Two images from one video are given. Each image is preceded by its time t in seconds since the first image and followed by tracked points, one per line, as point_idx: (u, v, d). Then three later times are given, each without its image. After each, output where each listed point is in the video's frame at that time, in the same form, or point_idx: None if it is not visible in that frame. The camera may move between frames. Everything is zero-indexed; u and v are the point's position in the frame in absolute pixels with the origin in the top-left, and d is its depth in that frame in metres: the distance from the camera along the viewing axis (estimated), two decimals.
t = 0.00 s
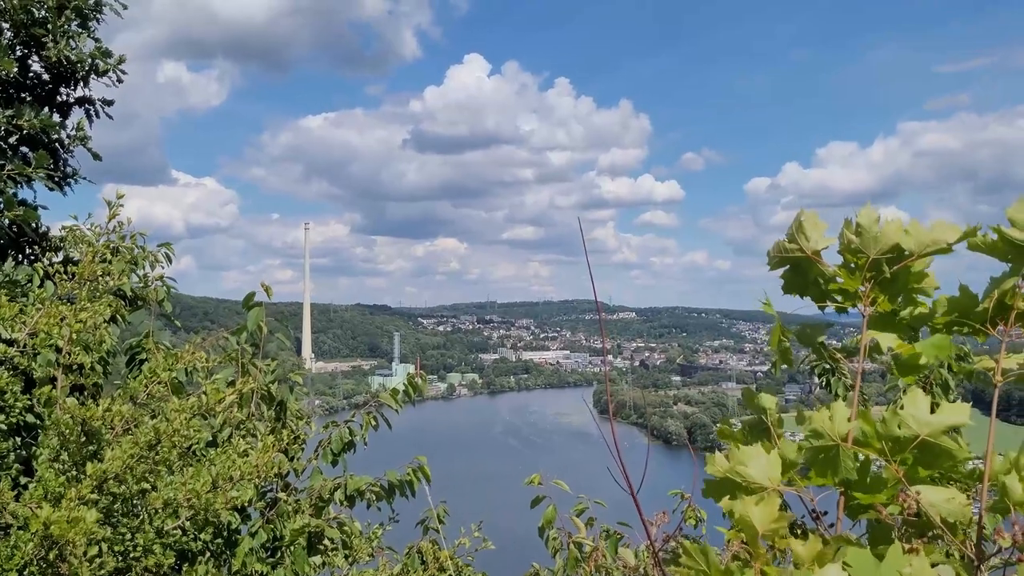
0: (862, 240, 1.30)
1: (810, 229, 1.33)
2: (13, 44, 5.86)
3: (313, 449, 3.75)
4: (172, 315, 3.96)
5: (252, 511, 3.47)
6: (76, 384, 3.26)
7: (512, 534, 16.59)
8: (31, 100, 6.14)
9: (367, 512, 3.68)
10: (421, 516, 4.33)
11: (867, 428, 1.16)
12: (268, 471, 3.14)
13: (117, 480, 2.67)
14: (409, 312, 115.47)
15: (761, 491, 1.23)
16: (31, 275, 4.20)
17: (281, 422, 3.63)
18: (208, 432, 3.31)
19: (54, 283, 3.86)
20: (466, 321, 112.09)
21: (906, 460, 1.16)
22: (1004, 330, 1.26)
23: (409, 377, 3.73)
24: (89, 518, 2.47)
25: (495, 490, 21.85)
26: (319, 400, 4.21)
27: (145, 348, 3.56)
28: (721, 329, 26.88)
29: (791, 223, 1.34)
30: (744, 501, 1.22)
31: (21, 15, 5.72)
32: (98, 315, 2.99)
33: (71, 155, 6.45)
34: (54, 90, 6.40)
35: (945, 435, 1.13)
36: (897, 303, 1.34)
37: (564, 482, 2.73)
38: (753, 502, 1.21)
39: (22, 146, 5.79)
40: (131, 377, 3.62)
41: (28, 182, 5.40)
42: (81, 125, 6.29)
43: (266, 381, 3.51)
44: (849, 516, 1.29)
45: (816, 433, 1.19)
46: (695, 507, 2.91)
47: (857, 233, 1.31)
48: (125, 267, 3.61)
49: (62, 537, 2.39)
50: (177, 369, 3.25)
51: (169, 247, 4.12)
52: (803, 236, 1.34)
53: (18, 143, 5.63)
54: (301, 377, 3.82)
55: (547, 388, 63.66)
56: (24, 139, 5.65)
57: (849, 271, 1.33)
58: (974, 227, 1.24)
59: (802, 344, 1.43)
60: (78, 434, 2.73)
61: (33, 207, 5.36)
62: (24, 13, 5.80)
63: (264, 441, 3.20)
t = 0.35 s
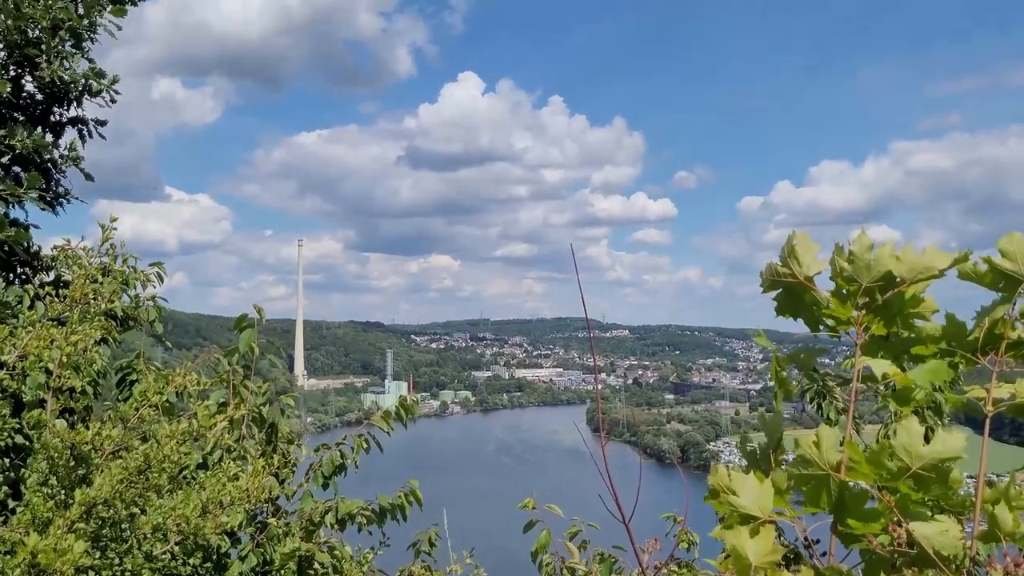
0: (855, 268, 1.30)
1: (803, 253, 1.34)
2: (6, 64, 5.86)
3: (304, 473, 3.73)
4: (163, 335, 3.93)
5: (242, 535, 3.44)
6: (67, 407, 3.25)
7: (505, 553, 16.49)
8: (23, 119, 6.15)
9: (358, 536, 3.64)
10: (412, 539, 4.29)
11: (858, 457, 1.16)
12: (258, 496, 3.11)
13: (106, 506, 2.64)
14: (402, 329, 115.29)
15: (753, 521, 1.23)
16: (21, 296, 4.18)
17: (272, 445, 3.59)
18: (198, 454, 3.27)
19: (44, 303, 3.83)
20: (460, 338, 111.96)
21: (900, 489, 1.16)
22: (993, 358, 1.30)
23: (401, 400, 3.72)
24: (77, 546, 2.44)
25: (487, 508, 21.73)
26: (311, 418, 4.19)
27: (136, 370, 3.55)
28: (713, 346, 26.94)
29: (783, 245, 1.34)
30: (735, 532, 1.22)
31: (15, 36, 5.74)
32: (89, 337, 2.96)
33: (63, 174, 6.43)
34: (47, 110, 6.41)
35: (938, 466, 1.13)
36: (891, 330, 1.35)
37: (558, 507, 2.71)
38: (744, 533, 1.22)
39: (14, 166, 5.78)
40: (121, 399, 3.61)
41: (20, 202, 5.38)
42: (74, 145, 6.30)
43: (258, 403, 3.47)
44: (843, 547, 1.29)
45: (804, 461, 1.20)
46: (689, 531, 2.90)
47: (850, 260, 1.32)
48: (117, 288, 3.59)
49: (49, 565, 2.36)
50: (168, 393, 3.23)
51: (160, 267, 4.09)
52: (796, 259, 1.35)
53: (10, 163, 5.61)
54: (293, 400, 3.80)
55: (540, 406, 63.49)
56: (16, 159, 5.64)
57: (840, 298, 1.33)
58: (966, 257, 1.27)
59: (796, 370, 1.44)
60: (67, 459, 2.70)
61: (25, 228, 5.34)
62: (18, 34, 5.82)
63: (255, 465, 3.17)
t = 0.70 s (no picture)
0: (846, 300, 1.31)
1: (790, 286, 1.34)
2: (5, 89, 5.90)
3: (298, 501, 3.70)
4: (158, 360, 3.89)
5: (236, 563, 3.41)
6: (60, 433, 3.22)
7: None
8: (20, 144, 6.19)
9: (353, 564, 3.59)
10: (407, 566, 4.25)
11: (852, 493, 1.16)
12: (252, 524, 3.09)
13: (99, 535, 2.61)
14: (397, 350, 114.92)
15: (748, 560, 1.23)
16: (15, 321, 4.17)
17: (266, 472, 3.56)
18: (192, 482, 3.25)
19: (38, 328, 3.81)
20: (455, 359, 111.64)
21: (894, 523, 1.16)
22: (989, 393, 1.34)
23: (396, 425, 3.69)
24: None
25: (483, 531, 21.57)
26: (305, 439, 4.17)
27: (131, 396, 3.55)
28: (710, 367, 26.94)
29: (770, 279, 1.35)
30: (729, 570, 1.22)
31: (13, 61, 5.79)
32: (83, 363, 2.94)
33: (60, 199, 6.45)
34: (44, 135, 6.45)
35: (931, 500, 1.13)
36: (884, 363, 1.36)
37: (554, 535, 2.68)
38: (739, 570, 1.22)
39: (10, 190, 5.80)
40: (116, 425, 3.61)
41: (16, 226, 5.39)
42: (70, 169, 6.32)
43: (252, 430, 3.44)
44: None
45: (797, 497, 1.20)
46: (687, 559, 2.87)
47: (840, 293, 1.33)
48: (113, 313, 3.57)
49: None
50: (162, 420, 3.20)
51: (156, 291, 4.07)
52: (783, 293, 1.35)
53: (7, 188, 5.63)
54: (287, 428, 3.72)
55: (536, 427, 63.22)
56: (13, 183, 5.65)
57: (829, 331, 1.34)
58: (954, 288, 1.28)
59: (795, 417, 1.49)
60: (61, 487, 2.68)
61: (20, 251, 5.34)
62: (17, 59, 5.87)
63: (249, 493, 3.15)
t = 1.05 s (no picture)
0: (830, 333, 1.32)
1: (766, 321, 1.37)
2: (6, 115, 5.95)
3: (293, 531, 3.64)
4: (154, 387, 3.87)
5: None
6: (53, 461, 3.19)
7: None
8: (19, 170, 6.22)
9: None
10: None
11: (848, 529, 1.16)
12: (248, 554, 3.06)
13: (95, 566, 2.59)
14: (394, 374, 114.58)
15: None
16: (11, 348, 4.16)
17: (262, 500, 3.53)
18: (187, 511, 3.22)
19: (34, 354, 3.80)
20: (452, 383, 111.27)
21: (892, 559, 1.15)
22: (986, 428, 1.38)
23: (393, 452, 3.67)
24: None
25: (481, 557, 21.36)
26: (300, 463, 4.14)
27: (126, 422, 3.50)
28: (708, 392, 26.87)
29: (746, 317, 1.37)
30: None
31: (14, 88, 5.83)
32: (81, 390, 2.92)
33: (58, 224, 6.46)
34: (44, 161, 6.49)
35: (927, 534, 1.11)
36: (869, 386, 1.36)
37: (553, 563, 2.65)
38: None
39: (9, 215, 5.81)
40: (111, 452, 3.55)
41: (14, 253, 5.39)
42: (70, 195, 6.34)
43: (248, 458, 3.41)
44: None
45: (792, 533, 1.19)
46: None
47: (825, 324, 1.33)
48: (110, 340, 3.56)
49: None
50: (159, 448, 3.17)
51: (154, 317, 4.06)
52: (760, 329, 1.38)
53: (5, 214, 5.64)
54: (284, 455, 3.68)
55: (534, 452, 62.82)
56: (12, 210, 5.67)
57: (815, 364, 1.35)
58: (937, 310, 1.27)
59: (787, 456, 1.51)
60: (56, 517, 2.65)
61: (17, 277, 5.34)
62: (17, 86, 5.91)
63: (245, 523, 3.12)
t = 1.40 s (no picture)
0: (844, 364, 1.43)
1: (771, 352, 1.43)
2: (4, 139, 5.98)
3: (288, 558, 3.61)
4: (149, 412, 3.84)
5: None
6: (48, 488, 3.18)
7: None
8: (17, 193, 6.24)
9: None
10: None
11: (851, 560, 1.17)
12: None
13: None
14: (389, 396, 114.04)
15: None
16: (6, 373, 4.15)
17: (257, 527, 3.49)
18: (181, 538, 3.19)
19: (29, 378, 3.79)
20: (447, 406, 110.79)
21: None
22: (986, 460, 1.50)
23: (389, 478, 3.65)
24: None
25: None
26: (296, 485, 4.12)
27: (120, 447, 3.48)
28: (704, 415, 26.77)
29: (753, 347, 1.41)
30: None
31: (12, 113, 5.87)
32: (76, 416, 2.91)
33: (55, 248, 6.46)
34: (42, 185, 6.52)
35: (934, 567, 1.13)
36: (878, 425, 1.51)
37: None
38: None
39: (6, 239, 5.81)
40: (105, 478, 3.53)
41: (9, 276, 5.38)
42: (67, 219, 6.35)
43: (243, 484, 3.38)
44: None
45: (795, 562, 1.21)
46: None
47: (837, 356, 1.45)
48: (105, 365, 3.54)
49: None
50: (154, 474, 3.16)
51: (150, 340, 4.05)
52: (767, 359, 1.43)
53: (2, 237, 5.65)
54: (279, 481, 3.63)
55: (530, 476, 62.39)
56: (9, 233, 5.68)
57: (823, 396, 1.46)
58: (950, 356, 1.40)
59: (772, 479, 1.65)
60: (50, 544, 2.64)
61: (13, 301, 5.33)
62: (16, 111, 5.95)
63: (241, 550, 3.09)
